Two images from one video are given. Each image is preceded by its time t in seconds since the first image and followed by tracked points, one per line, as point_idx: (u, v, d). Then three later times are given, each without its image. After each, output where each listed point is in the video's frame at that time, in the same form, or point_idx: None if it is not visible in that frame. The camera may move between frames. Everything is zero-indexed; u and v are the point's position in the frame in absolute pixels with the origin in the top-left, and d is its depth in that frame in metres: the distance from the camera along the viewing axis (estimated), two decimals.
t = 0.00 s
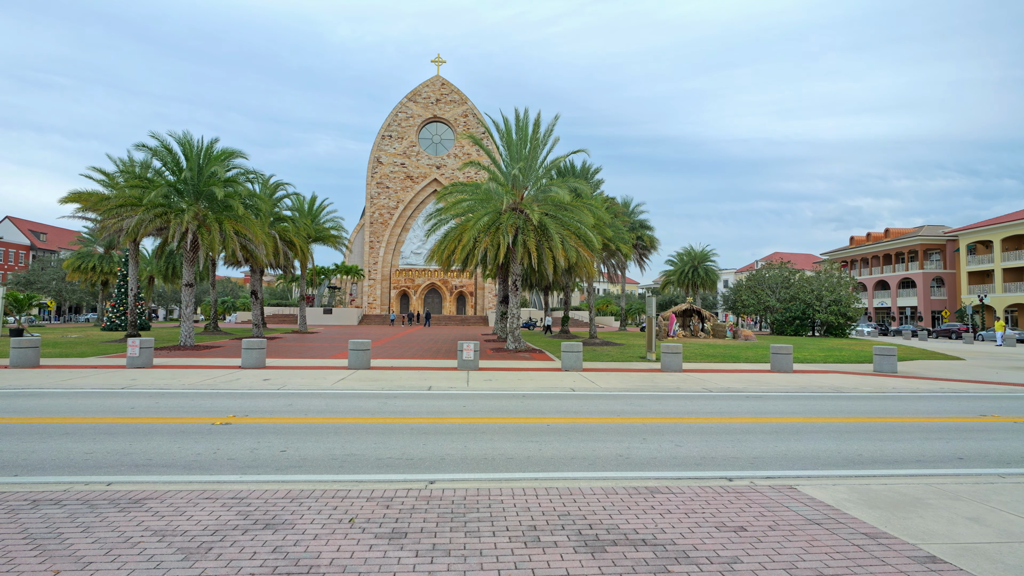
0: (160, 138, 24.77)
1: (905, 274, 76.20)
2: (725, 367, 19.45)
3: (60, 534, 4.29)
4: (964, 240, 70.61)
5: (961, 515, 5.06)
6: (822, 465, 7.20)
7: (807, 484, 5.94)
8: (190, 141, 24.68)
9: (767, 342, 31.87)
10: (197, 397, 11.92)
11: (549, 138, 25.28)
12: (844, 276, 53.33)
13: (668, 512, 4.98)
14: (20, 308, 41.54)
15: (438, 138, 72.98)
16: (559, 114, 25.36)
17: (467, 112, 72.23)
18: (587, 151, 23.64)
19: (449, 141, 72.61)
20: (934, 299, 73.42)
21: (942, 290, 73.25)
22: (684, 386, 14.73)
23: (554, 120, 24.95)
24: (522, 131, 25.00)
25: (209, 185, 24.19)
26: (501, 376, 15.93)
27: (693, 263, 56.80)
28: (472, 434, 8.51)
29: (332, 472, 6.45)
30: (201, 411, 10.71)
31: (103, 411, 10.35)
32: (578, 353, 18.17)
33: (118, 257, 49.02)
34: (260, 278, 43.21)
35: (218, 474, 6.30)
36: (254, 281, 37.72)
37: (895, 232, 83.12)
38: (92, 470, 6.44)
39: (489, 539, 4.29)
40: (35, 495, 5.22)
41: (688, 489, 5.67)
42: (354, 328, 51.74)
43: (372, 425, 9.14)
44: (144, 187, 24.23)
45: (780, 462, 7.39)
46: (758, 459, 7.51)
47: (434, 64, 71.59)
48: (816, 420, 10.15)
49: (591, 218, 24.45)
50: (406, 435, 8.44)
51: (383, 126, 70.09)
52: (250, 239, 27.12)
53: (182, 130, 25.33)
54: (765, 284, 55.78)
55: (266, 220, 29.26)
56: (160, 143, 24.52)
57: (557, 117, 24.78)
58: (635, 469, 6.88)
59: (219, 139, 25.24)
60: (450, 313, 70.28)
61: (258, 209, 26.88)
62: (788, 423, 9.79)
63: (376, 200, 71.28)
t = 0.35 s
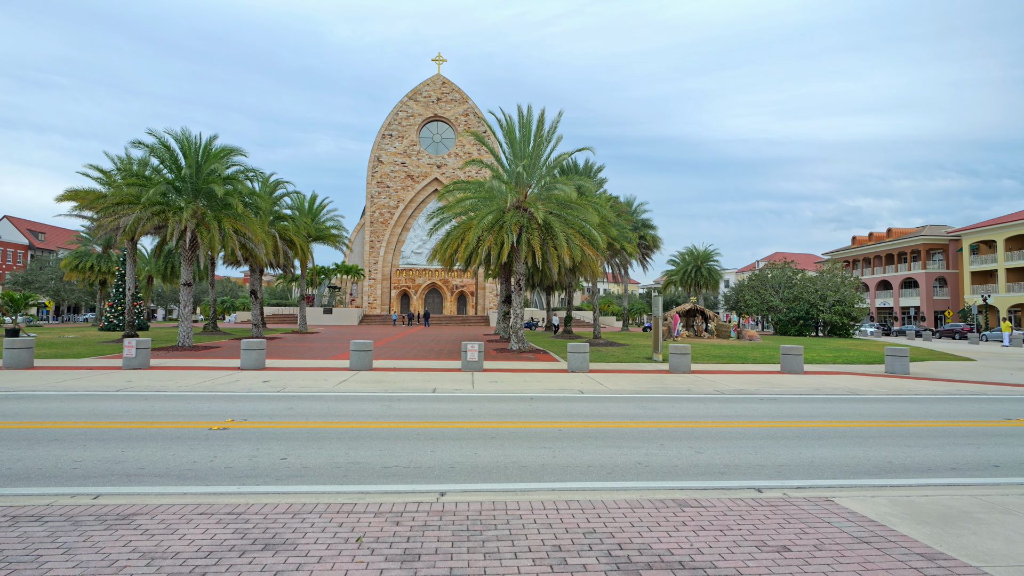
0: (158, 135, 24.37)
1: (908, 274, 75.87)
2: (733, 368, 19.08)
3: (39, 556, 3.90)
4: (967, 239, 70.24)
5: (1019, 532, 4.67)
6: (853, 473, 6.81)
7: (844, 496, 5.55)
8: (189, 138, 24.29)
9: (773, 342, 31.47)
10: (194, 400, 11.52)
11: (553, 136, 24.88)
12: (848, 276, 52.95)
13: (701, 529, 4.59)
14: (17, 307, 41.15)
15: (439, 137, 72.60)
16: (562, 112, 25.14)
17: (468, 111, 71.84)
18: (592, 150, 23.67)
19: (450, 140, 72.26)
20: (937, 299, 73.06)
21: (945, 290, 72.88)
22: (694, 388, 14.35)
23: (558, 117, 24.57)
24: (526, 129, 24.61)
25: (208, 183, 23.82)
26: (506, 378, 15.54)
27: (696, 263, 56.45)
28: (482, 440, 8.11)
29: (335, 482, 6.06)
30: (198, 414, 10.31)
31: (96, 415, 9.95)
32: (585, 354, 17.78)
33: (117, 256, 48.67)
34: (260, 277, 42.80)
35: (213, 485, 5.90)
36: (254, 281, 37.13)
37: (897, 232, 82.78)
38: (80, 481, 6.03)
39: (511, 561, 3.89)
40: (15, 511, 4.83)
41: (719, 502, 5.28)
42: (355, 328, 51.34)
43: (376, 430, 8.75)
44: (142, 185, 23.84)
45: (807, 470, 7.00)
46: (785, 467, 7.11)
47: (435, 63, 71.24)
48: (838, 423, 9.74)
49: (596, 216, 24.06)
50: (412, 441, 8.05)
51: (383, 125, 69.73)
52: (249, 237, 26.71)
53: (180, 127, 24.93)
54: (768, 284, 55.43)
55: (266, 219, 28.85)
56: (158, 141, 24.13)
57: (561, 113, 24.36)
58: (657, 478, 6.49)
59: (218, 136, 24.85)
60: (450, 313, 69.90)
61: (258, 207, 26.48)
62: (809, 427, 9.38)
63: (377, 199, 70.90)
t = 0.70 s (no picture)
0: (157, 130, 23.96)
1: (910, 274, 75.52)
2: (744, 368, 18.69)
3: None
4: (971, 239, 69.90)
5: None
6: (891, 479, 6.43)
7: (892, 505, 5.18)
8: (188, 133, 23.87)
9: (779, 342, 31.11)
10: (193, 401, 11.12)
11: (558, 132, 24.48)
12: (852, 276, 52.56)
13: (747, 542, 4.22)
14: (15, 306, 40.72)
15: (439, 135, 72.20)
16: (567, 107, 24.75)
17: (469, 109, 71.43)
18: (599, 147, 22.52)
19: (451, 139, 71.88)
20: (940, 299, 72.69)
21: (948, 290, 72.51)
22: (707, 388, 13.97)
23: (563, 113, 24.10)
24: (530, 125, 24.22)
25: (208, 179, 23.43)
26: (514, 378, 15.14)
27: (699, 262, 56.08)
28: (496, 443, 7.71)
29: (343, 489, 5.66)
30: (197, 415, 9.91)
31: (90, 416, 9.55)
32: (593, 354, 17.39)
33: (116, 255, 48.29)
34: (260, 277, 42.35)
35: (213, 492, 5.51)
36: (254, 281, 36.68)
37: (900, 232, 82.40)
38: (70, 487, 5.64)
39: None
40: None
41: (759, 511, 4.92)
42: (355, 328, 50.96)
43: (385, 432, 8.37)
44: (141, 181, 23.41)
45: (843, 475, 6.62)
46: (818, 471, 6.73)
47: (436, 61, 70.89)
48: (864, 425, 9.36)
49: (602, 213, 23.66)
50: (424, 444, 7.67)
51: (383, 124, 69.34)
52: (249, 235, 26.27)
53: (179, 123, 24.51)
54: (771, 283, 55.04)
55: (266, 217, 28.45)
56: (157, 136, 23.69)
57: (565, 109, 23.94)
58: (685, 484, 6.12)
59: (217, 131, 24.44)
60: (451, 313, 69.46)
61: (258, 204, 26.07)
62: (835, 429, 9.01)
63: (377, 198, 70.43)
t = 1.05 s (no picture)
0: (155, 127, 23.54)
1: (913, 274, 75.17)
2: (754, 369, 18.32)
3: None
4: (974, 239, 69.57)
5: None
6: (933, 490, 6.05)
7: (944, 521, 4.81)
8: (187, 130, 23.45)
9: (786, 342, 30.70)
10: (192, 403, 10.72)
11: (562, 129, 24.08)
12: (856, 275, 52.16)
13: (797, 564, 3.86)
14: (12, 306, 40.32)
15: (440, 134, 71.82)
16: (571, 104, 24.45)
17: (470, 108, 71.06)
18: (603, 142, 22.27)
19: (452, 138, 71.52)
20: (943, 298, 72.31)
21: (951, 290, 72.16)
22: (720, 390, 13.59)
23: (566, 110, 23.78)
24: (535, 122, 23.84)
25: (207, 177, 23.03)
26: (521, 379, 14.75)
27: (702, 262, 55.70)
28: (510, 450, 7.33)
29: (350, 502, 5.28)
30: (196, 418, 9.52)
31: (84, 420, 9.16)
32: (600, 354, 17.03)
33: (115, 254, 47.92)
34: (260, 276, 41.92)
35: (212, 505, 5.13)
36: (253, 279, 36.05)
37: (902, 232, 82.07)
38: (58, 500, 5.26)
39: None
40: None
41: (804, 529, 4.54)
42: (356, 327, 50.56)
43: (393, 437, 8.00)
44: (139, 179, 23.00)
45: (880, 485, 6.24)
46: (854, 481, 6.36)
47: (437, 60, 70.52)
48: (891, 430, 8.98)
49: (608, 212, 23.27)
50: (435, 450, 7.30)
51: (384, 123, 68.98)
52: (249, 234, 25.87)
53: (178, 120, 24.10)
54: (774, 283, 54.65)
55: (266, 215, 28.05)
56: (155, 133, 23.27)
57: (570, 106, 23.54)
58: (714, 495, 5.75)
59: (216, 128, 24.01)
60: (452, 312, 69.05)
61: (259, 202, 25.68)
62: (863, 434, 8.62)
63: (378, 197, 70.01)
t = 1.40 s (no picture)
0: (152, 124, 23.13)
1: (916, 274, 74.80)
2: (764, 370, 17.92)
3: None
4: (977, 239, 69.22)
5: None
6: (978, 503, 5.67)
7: (1002, 541, 4.43)
8: (185, 128, 23.04)
9: (792, 342, 30.30)
10: (187, 407, 10.29)
11: (566, 125, 23.68)
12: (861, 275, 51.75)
13: None
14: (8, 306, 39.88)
15: (440, 133, 71.45)
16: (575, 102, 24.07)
17: (471, 107, 70.70)
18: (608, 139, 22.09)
19: (452, 137, 71.13)
20: (946, 298, 71.92)
21: (954, 290, 71.79)
22: (734, 393, 13.18)
23: (571, 107, 23.40)
24: (538, 119, 23.43)
25: (206, 174, 22.61)
26: (528, 381, 14.35)
27: (705, 261, 55.32)
28: (521, 458, 6.94)
29: (355, 518, 4.90)
30: (191, 423, 9.10)
31: (75, 425, 8.74)
32: (607, 356, 16.63)
33: (113, 253, 47.50)
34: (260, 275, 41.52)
35: (206, 521, 4.75)
36: (253, 279, 35.55)
37: (904, 231, 81.72)
38: (36, 517, 4.85)
39: None
40: None
41: (852, 551, 4.16)
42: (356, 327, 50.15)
43: (397, 445, 7.62)
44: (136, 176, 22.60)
45: (920, 496, 5.85)
46: (890, 492, 5.97)
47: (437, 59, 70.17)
48: (918, 436, 8.58)
49: (613, 210, 22.87)
50: (443, 459, 6.91)
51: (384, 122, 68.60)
52: (248, 232, 25.46)
53: (176, 117, 23.68)
54: (778, 283, 54.24)
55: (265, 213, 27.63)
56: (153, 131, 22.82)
57: (574, 102, 23.14)
58: (745, 510, 5.37)
59: (215, 125, 23.59)
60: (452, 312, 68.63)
61: (259, 200, 25.26)
62: (891, 441, 8.21)
63: (378, 197, 69.57)
